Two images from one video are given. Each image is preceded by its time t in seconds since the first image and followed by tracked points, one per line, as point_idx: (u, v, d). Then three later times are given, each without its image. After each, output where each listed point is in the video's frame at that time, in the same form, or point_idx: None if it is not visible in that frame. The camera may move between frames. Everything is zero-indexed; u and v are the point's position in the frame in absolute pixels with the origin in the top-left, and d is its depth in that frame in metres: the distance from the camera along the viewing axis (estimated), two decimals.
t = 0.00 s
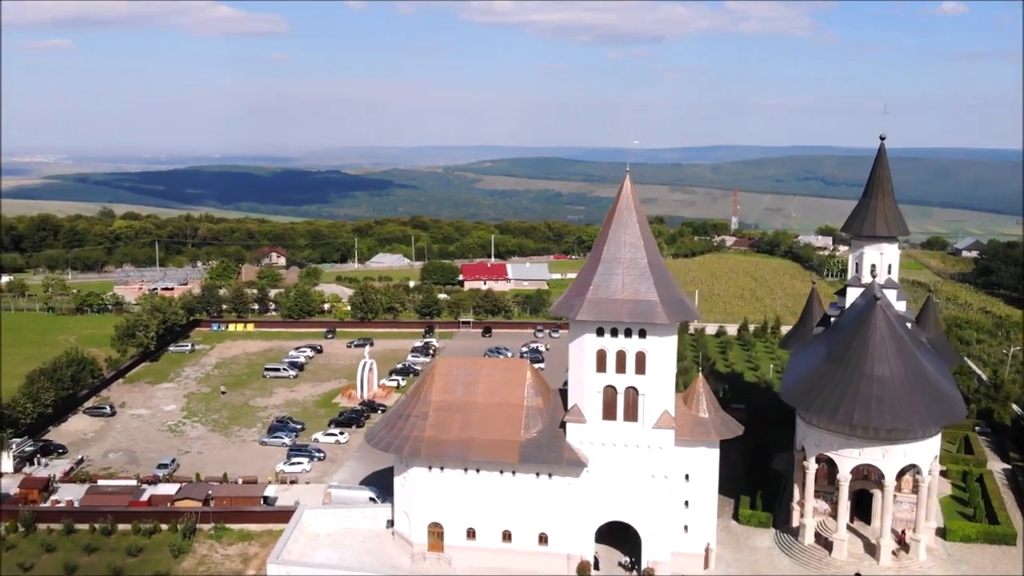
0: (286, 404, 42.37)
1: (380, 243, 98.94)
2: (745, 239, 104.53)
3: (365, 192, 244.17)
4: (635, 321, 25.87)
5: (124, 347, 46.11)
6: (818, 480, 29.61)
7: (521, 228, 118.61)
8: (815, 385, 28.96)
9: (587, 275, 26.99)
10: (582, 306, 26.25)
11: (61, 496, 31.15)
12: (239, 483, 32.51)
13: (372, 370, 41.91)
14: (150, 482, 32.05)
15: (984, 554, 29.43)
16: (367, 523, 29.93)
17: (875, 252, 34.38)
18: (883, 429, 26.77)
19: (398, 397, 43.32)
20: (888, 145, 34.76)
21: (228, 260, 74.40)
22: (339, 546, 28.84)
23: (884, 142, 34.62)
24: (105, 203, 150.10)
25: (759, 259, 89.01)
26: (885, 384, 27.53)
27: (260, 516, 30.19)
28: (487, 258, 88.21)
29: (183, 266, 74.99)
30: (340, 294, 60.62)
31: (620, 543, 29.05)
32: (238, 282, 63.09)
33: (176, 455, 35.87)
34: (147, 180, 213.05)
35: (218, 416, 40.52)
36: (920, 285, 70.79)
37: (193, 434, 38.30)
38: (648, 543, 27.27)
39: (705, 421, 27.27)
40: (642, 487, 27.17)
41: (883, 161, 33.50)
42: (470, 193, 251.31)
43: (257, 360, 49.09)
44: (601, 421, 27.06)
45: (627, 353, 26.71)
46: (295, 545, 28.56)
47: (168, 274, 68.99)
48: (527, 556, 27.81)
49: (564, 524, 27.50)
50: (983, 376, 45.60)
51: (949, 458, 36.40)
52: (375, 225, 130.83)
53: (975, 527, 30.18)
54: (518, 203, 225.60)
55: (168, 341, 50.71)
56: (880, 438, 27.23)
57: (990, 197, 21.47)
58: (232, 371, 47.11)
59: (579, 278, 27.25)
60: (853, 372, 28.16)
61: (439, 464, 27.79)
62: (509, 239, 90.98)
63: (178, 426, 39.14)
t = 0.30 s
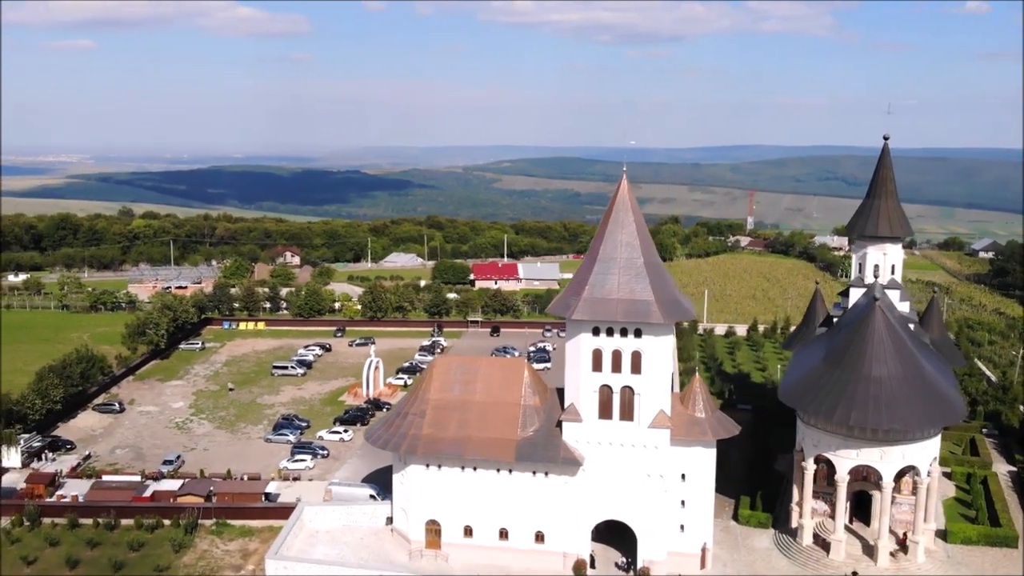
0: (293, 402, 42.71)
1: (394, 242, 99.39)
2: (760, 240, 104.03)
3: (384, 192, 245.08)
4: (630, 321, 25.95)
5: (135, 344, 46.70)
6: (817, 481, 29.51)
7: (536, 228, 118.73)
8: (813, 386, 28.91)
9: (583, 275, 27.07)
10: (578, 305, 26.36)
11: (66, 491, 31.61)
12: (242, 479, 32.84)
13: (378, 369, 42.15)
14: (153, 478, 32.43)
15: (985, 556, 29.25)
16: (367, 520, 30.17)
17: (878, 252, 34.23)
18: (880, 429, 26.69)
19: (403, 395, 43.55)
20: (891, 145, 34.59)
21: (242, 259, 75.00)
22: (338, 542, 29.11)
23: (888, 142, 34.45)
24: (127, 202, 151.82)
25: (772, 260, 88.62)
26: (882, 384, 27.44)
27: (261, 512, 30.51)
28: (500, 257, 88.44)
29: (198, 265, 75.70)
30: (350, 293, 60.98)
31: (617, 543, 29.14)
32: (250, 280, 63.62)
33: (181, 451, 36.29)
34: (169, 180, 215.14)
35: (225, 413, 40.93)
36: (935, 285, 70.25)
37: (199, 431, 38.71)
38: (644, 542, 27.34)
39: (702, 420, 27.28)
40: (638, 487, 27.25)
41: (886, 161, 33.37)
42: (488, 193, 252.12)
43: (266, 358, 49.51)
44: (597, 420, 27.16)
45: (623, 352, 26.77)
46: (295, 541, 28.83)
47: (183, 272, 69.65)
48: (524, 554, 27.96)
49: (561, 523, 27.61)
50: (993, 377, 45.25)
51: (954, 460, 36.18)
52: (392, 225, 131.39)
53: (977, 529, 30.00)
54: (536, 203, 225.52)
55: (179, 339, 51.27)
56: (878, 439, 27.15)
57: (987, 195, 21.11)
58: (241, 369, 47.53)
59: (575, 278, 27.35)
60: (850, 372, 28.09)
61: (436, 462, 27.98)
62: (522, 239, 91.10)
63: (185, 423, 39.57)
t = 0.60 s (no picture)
0: (299, 400, 43.02)
1: (407, 242, 99.76)
2: (773, 240, 103.60)
3: (401, 192, 245.78)
4: (626, 320, 26.01)
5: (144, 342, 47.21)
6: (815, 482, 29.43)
7: (549, 228, 118.82)
8: (811, 386, 28.86)
9: (580, 274, 27.17)
10: (574, 305, 26.45)
11: (71, 486, 32.00)
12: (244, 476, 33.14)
13: (383, 368, 42.36)
14: (157, 474, 32.79)
15: (985, 558, 29.11)
16: (366, 517, 30.36)
17: (881, 252, 34.10)
18: (878, 431, 26.62)
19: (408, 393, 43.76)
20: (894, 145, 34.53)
21: (255, 258, 75.53)
22: (337, 539, 29.34)
23: (891, 141, 34.38)
24: (146, 202, 153.22)
25: (785, 261, 88.29)
26: (881, 385, 27.35)
27: (262, 509, 30.77)
28: (511, 257, 88.60)
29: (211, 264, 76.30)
30: (360, 292, 61.30)
31: (614, 541, 29.26)
32: (261, 279, 64.09)
33: (187, 448, 36.67)
34: (188, 180, 216.81)
35: (231, 411, 41.29)
36: (947, 286, 69.73)
37: (205, 428, 39.07)
38: (640, 541, 27.41)
39: (698, 420, 27.29)
40: (634, 486, 27.33)
41: (888, 161, 33.34)
42: (504, 192, 252.19)
43: (274, 356, 49.87)
44: (593, 419, 27.25)
45: (619, 351, 26.85)
46: (295, 538, 29.08)
47: (196, 271, 70.20)
48: (521, 553, 28.10)
49: (557, 521, 27.72)
50: (1001, 378, 44.96)
51: (958, 462, 36.01)
52: (406, 224, 131.82)
53: (977, 531, 29.85)
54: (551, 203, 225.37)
55: (189, 338, 51.75)
56: (875, 439, 27.09)
57: (993, 195, 21.00)
58: (249, 367, 47.90)
59: (572, 277, 27.45)
60: (849, 373, 28.03)
61: (434, 460, 28.16)
62: (534, 239, 91.14)
63: (191, 420, 39.96)
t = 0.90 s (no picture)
0: (305, 398, 43.35)
1: (421, 242, 100.09)
2: (788, 241, 103.06)
3: (421, 192, 246.68)
4: (621, 320, 26.09)
5: (154, 341, 47.76)
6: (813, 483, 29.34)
7: (564, 228, 118.79)
8: (809, 387, 28.79)
9: (576, 274, 27.28)
10: (570, 304, 26.54)
11: (76, 482, 32.45)
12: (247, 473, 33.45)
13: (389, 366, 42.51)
14: (161, 471, 33.18)
15: (984, 561, 28.94)
16: (366, 514, 30.55)
17: (883, 253, 33.95)
18: (874, 433, 26.55)
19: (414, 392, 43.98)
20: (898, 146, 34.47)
21: (268, 258, 76.07)
22: (336, 536, 29.59)
23: (895, 142, 34.30)
24: (166, 202, 154.67)
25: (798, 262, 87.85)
26: (878, 387, 27.27)
27: (262, 506, 31.07)
28: (523, 257, 88.76)
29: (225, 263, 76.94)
30: (369, 291, 61.65)
31: (611, 540, 29.36)
32: (273, 279, 64.60)
33: (192, 446, 37.06)
34: (208, 180, 218.53)
35: (238, 409, 41.68)
36: (962, 288, 69.14)
37: (211, 426, 39.46)
38: (636, 540, 27.48)
39: (694, 420, 27.28)
40: (630, 485, 27.41)
41: (892, 161, 33.27)
42: (522, 192, 252.18)
43: (283, 355, 50.25)
44: (589, 418, 27.36)
45: (614, 351, 26.95)
46: (294, 534, 29.34)
47: (209, 271, 70.83)
48: (517, 551, 28.21)
49: (553, 520, 27.82)
50: (1010, 381, 44.56)
51: (963, 464, 35.78)
52: (422, 224, 132.26)
53: (977, 534, 29.66)
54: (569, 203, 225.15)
55: (200, 336, 52.25)
56: (872, 441, 27.01)
57: (988, 196, 20.83)
58: (258, 365, 48.32)
59: (568, 278, 27.53)
60: (846, 374, 27.96)
61: (432, 459, 28.36)
62: (546, 238, 91.19)
63: (198, 417, 40.36)
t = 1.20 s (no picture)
0: (311, 396, 43.67)
1: (435, 241, 100.39)
2: (803, 241, 102.49)
3: (439, 192, 247.17)
4: (615, 320, 26.17)
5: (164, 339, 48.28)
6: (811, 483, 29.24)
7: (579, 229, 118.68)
8: (806, 388, 28.76)
9: (572, 274, 27.39)
10: (565, 304, 26.66)
11: (81, 478, 32.88)
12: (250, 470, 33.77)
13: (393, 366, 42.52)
14: (165, 468, 33.58)
15: (984, 563, 28.76)
16: (365, 512, 30.73)
17: (885, 254, 33.88)
18: (870, 433, 26.47)
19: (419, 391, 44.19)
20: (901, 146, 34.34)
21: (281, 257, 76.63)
22: (335, 533, 29.81)
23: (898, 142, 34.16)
24: (187, 202, 156.10)
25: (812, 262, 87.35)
26: (875, 387, 27.21)
27: (263, 502, 31.38)
28: (536, 257, 88.92)
29: (239, 263, 77.53)
30: (379, 291, 61.97)
31: (608, 539, 29.44)
32: (284, 278, 65.09)
33: (197, 443, 37.45)
34: (229, 180, 220.20)
35: (245, 407, 42.05)
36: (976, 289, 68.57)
37: (217, 423, 39.85)
38: (631, 540, 27.55)
39: (689, 420, 27.24)
40: (625, 485, 27.50)
41: (894, 162, 33.15)
42: (540, 192, 252.07)
43: (291, 353, 50.60)
44: (585, 418, 27.47)
45: (610, 351, 27.03)
46: (293, 531, 29.57)
47: (223, 270, 71.42)
48: (513, 549, 28.33)
49: (549, 519, 27.93)
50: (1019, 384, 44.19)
51: (967, 466, 35.55)
52: (438, 224, 132.64)
53: (977, 536, 29.47)
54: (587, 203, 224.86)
55: (210, 334, 52.75)
56: (868, 441, 26.94)
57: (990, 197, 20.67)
58: (266, 363, 48.71)
59: (565, 277, 27.63)
60: (843, 375, 27.91)
61: (429, 457, 28.56)
62: (559, 238, 91.17)
63: (205, 415, 40.77)
